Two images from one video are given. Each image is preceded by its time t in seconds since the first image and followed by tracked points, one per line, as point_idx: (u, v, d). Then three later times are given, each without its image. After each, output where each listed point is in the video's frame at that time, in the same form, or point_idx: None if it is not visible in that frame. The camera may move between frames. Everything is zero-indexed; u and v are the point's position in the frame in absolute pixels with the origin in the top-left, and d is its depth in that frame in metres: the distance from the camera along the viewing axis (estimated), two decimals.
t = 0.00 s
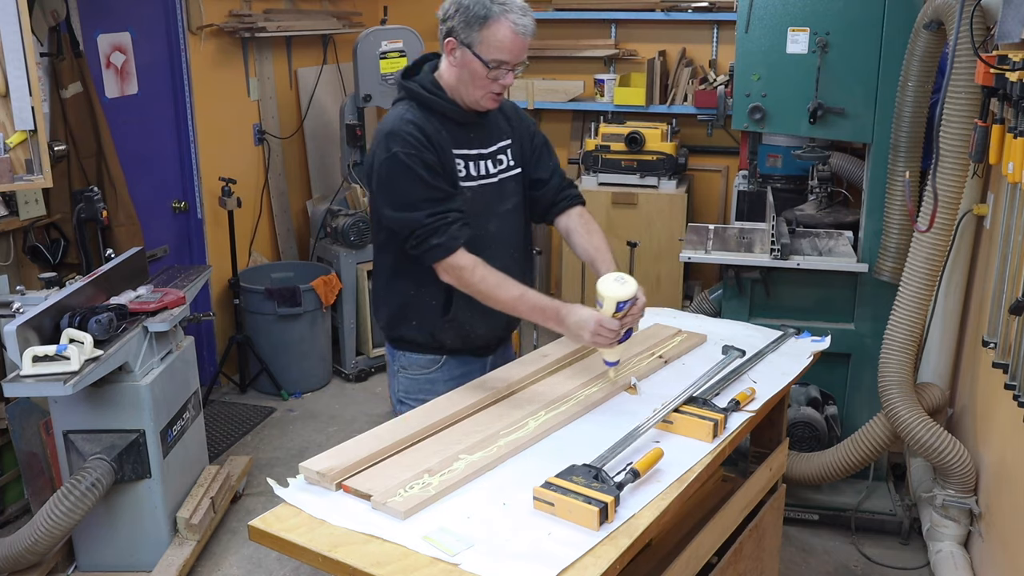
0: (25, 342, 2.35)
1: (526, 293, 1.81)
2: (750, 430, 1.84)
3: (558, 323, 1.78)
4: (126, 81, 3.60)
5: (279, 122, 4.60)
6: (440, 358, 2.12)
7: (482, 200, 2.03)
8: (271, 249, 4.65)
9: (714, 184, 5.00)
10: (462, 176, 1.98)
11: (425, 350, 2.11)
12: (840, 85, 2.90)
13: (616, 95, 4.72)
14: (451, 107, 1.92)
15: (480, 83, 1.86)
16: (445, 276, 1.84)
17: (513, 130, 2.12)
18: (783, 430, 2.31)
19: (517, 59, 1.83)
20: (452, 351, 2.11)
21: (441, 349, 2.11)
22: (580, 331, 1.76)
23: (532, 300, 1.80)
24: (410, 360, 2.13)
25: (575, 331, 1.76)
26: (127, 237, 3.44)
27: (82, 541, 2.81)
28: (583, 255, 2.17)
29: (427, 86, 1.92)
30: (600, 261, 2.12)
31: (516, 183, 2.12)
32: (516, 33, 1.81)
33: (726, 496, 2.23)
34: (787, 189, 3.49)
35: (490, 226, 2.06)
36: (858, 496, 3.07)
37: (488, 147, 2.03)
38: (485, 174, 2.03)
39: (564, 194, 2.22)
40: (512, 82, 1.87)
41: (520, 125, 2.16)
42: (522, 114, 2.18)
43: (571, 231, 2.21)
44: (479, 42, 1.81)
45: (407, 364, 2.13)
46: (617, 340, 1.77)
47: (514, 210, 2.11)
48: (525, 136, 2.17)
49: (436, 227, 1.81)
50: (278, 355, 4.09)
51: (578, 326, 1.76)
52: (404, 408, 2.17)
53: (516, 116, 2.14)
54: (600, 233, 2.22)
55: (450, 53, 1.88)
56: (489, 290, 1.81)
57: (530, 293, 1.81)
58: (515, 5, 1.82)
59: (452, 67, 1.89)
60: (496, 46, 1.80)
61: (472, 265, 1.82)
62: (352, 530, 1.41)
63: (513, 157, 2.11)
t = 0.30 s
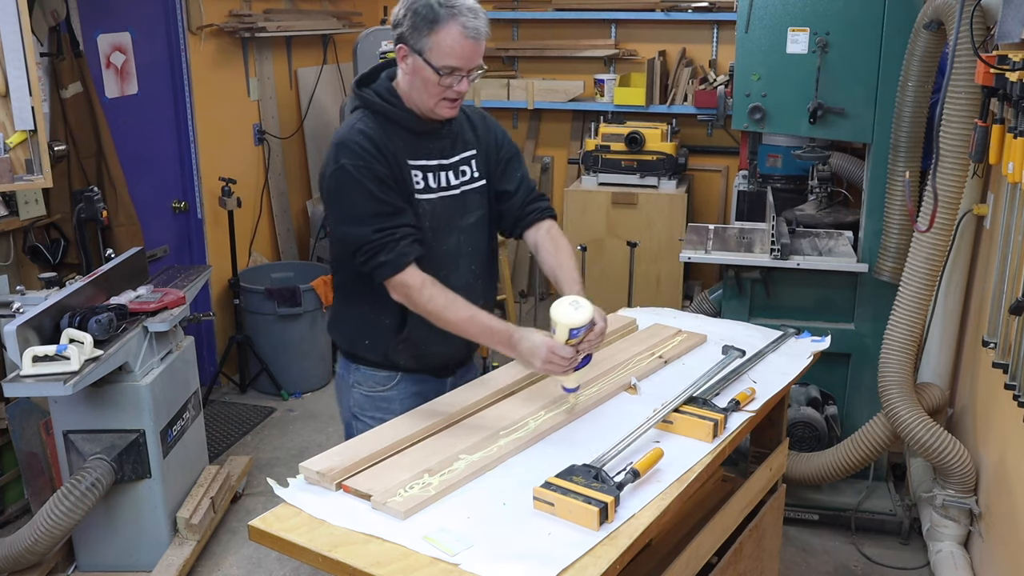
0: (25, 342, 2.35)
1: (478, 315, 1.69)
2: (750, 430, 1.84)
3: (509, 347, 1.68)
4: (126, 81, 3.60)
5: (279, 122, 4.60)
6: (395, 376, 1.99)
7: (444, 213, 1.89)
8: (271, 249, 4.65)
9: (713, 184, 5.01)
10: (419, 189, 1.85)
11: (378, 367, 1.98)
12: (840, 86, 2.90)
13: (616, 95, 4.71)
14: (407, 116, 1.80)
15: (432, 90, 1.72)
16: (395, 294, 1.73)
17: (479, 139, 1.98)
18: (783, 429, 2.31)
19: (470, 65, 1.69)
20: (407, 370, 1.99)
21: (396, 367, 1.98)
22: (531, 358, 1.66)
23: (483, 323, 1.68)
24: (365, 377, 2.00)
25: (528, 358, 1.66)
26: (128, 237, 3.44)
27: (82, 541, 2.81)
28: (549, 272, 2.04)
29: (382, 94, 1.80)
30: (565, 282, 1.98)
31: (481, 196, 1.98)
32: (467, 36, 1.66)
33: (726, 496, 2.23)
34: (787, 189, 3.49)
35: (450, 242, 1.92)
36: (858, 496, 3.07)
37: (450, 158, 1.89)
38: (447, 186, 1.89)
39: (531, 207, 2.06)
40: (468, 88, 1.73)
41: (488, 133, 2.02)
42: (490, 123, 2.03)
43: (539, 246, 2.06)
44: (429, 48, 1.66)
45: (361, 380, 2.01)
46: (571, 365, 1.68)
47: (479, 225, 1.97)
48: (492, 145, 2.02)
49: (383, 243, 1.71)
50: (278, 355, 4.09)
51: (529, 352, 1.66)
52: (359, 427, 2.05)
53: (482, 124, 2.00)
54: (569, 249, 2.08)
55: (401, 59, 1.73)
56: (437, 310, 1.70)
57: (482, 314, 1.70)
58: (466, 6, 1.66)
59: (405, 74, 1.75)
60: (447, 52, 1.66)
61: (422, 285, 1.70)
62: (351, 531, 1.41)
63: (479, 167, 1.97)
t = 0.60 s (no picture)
0: (25, 342, 2.35)
1: (451, 329, 1.68)
2: (750, 430, 1.84)
3: (483, 363, 1.65)
4: (126, 81, 3.60)
5: (278, 122, 4.60)
6: (369, 385, 1.99)
7: (422, 220, 1.88)
8: (271, 249, 4.65)
9: (713, 184, 5.01)
10: (396, 196, 1.84)
11: (353, 376, 1.98)
12: (840, 86, 2.90)
13: (616, 95, 4.71)
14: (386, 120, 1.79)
15: (413, 94, 1.71)
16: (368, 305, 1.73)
17: (464, 143, 1.96)
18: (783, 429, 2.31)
19: (450, 68, 1.68)
20: (382, 379, 1.98)
21: (370, 377, 1.98)
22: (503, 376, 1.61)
23: (456, 337, 1.67)
24: (340, 385, 2.00)
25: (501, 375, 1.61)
26: (128, 237, 3.44)
27: (82, 541, 2.81)
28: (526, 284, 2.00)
29: (360, 97, 1.80)
30: (541, 295, 1.94)
31: (463, 203, 1.96)
32: (447, 39, 1.64)
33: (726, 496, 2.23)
34: (787, 189, 3.49)
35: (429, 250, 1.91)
36: (858, 496, 3.07)
37: (431, 164, 1.88)
38: (426, 192, 1.88)
39: (512, 218, 2.04)
40: (448, 93, 1.72)
41: (474, 139, 2.00)
42: (477, 128, 2.01)
43: (518, 258, 2.03)
44: (409, 52, 1.65)
45: (336, 388, 2.01)
46: (548, 387, 1.62)
47: (459, 233, 1.96)
48: (476, 150, 2.00)
49: (355, 252, 1.70)
50: (278, 355, 4.09)
51: (504, 369, 1.61)
52: (337, 434, 2.05)
53: (467, 128, 1.98)
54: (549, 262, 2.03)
55: (382, 61, 1.72)
56: (410, 322, 1.68)
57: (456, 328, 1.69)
58: (448, 8, 1.65)
59: (385, 78, 1.74)
60: (426, 56, 1.65)
61: (396, 295, 1.69)
62: (352, 531, 1.41)
63: (460, 173, 1.95)
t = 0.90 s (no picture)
0: (25, 342, 2.35)
1: (417, 340, 1.64)
2: (750, 430, 1.84)
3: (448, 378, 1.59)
4: (126, 81, 3.60)
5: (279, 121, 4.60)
6: (371, 383, 1.99)
7: (428, 218, 1.86)
8: (271, 249, 4.65)
9: (713, 184, 5.01)
10: (399, 194, 1.81)
11: (354, 374, 1.98)
12: (839, 86, 2.90)
13: (616, 95, 4.71)
14: (390, 119, 1.77)
15: (419, 93, 1.69)
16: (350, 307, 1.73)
17: (471, 141, 1.95)
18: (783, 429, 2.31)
19: (458, 68, 1.65)
20: (383, 378, 1.98)
21: (371, 375, 1.98)
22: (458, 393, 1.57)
23: (421, 348, 1.63)
24: (342, 383, 2.01)
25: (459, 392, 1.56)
26: (128, 236, 3.44)
27: (82, 540, 2.80)
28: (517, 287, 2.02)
29: (366, 95, 1.78)
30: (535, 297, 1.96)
31: (469, 202, 1.94)
32: (455, 39, 1.62)
33: (726, 496, 2.23)
34: (787, 189, 3.49)
35: (436, 248, 1.88)
36: (859, 496, 3.07)
37: (437, 161, 1.86)
38: (433, 190, 1.85)
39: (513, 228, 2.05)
40: (456, 93, 1.69)
41: (481, 138, 1.98)
42: (484, 126, 1.99)
43: (507, 263, 2.06)
44: (417, 49, 1.63)
45: (338, 386, 2.01)
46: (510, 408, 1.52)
47: (466, 231, 1.94)
48: (483, 150, 1.99)
49: (335, 260, 1.70)
50: (278, 355, 4.09)
51: (463, 386, 1.54)
52: (340, 432, 2.06)
53: (476, 127, 1.97)
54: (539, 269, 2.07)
55: (389, 59, 1.70)
56: (379, 329, 1.67)
57: (422, 338, 1.65)
58: (457, 7, 1.62)
59: (393, 75, 1.72)
60: (433, 54, 1.62)
61: (369, 303, 1.69)
62: (352, 531, 1.41)
63: (469, 172, 1.94)
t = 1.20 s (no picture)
0: (25, 342, 2.35)
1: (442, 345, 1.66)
2: (750, 430, 1.84)
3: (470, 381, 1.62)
4: (126, 81, 3.60)
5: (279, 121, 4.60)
6: (365, 381, 1.98)
7: (435, 222, 1.83)
8: (271, 250, 4.65)
9: (713, 184, 5.01)
10: (406, 199, 1.78)
11: (350, 370, 1.98)
12: (839, 86, 2.90)
13: (616, 95, 4.71)
14: (391, 123, 1.74)
15: (411, 93, 1.65)
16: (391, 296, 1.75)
17: (477, 142, 1.92)
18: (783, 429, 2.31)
19: (450, 71, 1.60)
20: (378, 376, 1.97)
21: (367, 373, 1.97)
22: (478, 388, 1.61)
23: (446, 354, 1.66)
24: (337, 381, 2.01)
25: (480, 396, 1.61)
26: (128, 236, 3.44)
27: (82, 540, 2.80)
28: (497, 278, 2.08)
29: (369, 99, 1.76)
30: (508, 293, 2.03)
31: (477, 204, 1.92)
32: (447, 39, 1.58)
33: (726, 496, 2.22)
34: (787, 189, 3.49)
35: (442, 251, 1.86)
36: (858, 496, 3.07)
37: (445, 165, 1.83)
38: (439, 194, 1.83)
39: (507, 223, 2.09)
40: (449, 97, 1.65)
41: (487, 139, 1.96)
42: (490, 127, 1.96)
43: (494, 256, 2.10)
44: (410, 48, 1.60)
45: (335, 383, 2.02)
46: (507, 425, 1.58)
47: (472, 234, 1.92)
48: (490, 148, 1.97)
49: (360, 266, 1.70)
50: (278, 355, 4.10)
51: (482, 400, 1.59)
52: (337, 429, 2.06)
53: (484, 129, 1.94)
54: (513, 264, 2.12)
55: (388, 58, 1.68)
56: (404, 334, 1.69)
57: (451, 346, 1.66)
58: (453, 7, 1.58)
59: (392, 74, 1.70)
60: (425, 54, 1.58)
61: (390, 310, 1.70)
62: (351, 531, 1.41)
63: (476, 174, 1.91)
